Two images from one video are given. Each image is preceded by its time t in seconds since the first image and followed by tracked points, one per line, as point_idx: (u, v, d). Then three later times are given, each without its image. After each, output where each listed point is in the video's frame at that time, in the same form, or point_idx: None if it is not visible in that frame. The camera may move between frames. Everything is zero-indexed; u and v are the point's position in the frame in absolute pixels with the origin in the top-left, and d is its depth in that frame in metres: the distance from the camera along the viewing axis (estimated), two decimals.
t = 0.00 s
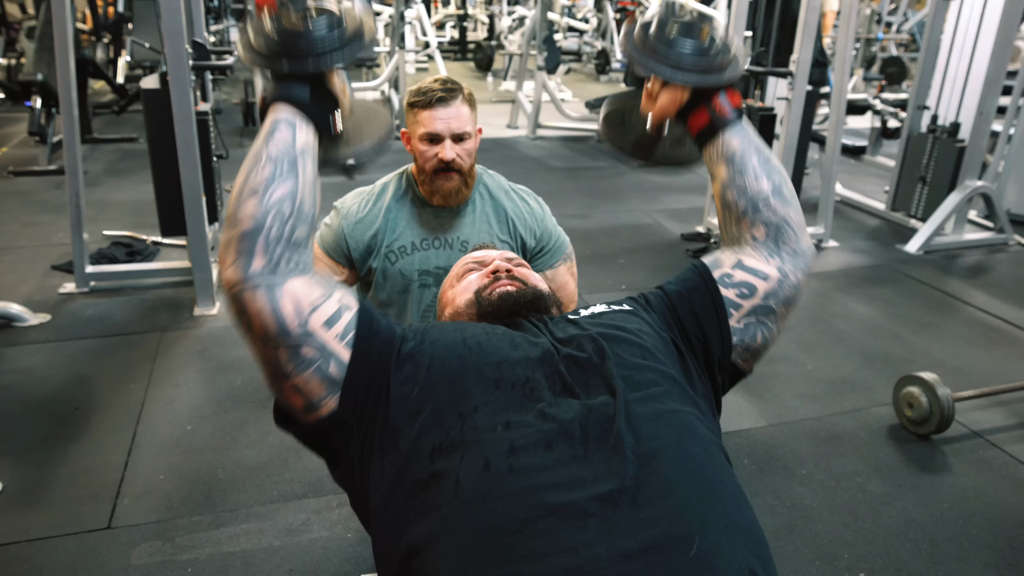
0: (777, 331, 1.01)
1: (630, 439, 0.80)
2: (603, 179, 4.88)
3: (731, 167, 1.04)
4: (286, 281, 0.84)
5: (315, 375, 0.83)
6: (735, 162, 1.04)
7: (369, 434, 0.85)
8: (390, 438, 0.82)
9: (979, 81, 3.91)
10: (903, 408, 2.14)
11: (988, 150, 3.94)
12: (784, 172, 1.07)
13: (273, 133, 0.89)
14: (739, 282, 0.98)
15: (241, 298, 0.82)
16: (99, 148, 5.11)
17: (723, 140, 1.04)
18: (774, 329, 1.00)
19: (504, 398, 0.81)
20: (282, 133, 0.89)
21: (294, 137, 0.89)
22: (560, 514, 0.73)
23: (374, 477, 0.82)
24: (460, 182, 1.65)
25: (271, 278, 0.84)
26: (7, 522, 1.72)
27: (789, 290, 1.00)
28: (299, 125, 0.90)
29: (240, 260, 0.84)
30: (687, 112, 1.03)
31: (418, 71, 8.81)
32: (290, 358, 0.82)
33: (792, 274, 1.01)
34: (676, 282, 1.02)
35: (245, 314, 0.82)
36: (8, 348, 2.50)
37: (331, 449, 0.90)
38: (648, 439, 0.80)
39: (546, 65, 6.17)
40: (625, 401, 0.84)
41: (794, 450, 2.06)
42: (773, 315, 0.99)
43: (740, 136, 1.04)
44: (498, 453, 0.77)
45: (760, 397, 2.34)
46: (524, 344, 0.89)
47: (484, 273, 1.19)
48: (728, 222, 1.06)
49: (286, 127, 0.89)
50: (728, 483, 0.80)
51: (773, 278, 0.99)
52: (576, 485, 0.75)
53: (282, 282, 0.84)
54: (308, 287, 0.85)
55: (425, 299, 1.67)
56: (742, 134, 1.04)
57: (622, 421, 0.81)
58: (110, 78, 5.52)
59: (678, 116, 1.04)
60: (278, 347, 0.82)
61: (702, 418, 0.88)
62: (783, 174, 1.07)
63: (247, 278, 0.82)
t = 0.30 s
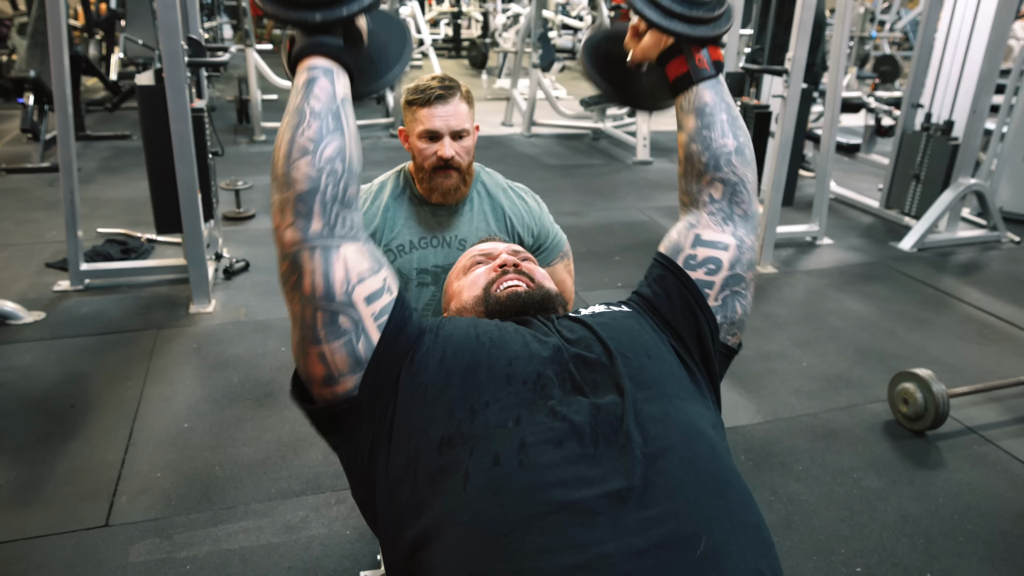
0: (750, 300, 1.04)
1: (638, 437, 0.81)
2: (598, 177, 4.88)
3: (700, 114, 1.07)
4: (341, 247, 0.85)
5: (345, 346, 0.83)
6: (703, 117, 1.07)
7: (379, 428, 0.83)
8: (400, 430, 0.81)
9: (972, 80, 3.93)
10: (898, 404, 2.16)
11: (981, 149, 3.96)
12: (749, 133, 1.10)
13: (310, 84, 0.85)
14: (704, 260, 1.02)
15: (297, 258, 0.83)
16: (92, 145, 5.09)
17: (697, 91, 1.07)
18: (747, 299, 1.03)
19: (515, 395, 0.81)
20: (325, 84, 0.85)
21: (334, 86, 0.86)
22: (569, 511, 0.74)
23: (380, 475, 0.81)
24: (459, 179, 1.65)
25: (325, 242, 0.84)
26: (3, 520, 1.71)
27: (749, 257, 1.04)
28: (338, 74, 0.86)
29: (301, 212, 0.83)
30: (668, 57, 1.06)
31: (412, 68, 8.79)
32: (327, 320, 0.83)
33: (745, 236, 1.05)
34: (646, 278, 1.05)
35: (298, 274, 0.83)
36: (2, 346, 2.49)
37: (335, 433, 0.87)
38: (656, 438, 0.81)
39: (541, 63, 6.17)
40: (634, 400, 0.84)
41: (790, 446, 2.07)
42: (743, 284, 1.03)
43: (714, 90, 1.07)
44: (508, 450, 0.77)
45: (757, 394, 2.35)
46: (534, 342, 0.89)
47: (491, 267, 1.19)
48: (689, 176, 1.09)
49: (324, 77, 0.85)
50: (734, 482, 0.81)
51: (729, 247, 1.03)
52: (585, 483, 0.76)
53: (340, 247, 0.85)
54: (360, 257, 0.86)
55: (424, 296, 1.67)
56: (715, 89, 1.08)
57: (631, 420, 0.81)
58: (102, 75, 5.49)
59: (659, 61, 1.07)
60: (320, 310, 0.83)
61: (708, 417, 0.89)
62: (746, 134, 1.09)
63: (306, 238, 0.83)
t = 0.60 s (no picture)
0: (763, 317, 1.03)
1: (631, 421, 0.81)
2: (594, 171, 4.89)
3: (685, 178, 1.14)
4: (299, 285, 0.89)
5: (327, 376, 0.87)
6: (687, 178, 1.14)
7: (374, 424, 0.86)
8: (400, 423, 0.83)
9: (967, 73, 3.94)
10: (892, 395, 2.18)
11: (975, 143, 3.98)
12: (736, 175, 1.17)
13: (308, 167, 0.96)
14: (718, 271, 1.02)
15: (255, 303, 0.85)
16: (87, 139, 5.07)
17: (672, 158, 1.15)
18: (759, 314, 1.02)
19: (510, 381, 0.83)
20: (318, 168, 0.96)
21: (328, 173, 0.96)
22: (564, 494, 0.74)
23: (381, 466, 0.83)
24: (454, 171, 1.66)
25: (284, 283, 0.88)
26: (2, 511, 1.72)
27: (767, 274, 1.05)
28: (335, 165, 0.97)
29: (252, 266, 0.87)
30: (636, 151, 1.15)
31: (407, 61, 8.77)
32: (302, 358, 0.86)
33: (767, 254, 1.07)
34: (662, 280, 1.05)
35: (257, 320, 0.85)
36: None
37: (337, 443, 0.90)
38: (649, 422, 0.81)
39: (537, 56, 6.16)
40: (627, 386, 0.85)
41: (785, 437, 2.08)
42: (754, 299, 1.02)
43: (686, 152, 1.15)
44: (504, 435, 0.78)
45: (752, 385, 2.37)
46: (527, 332, 0.91)
47: (490, 262, 1.19)
48: (704, 229, 1.13)
49: (321, 164, 0.96)
50: (728, 466, 0.81)
51: (748, 263, 1.04)
52: (581, 467, 0.76)
53: (298, 286, 0.89)
54: (321, 290, 0.90)
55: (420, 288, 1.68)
56: (688, 151, 1.16)
57: (624, 404, 0.82)
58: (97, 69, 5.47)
59: (627, 152, 1.15)
60: (293, 349, 0.86)
61: (701, 403, 0.90)
62: (733, 175, 1.16)
63: (258, 279, 0.86)
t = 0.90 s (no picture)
0: (759, 313, 1.04)
1: (614, 407, 0.83)
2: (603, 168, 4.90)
3: (665, 221, 1.18)
4: (292, 276, 0.94)
5: (321, 359, 0.90)
6: (666, 219, 1.18)
7: (369, 411, 0.89)
8: (393, 410, 0.86)
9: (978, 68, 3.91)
10: (898, 390, 2.18)
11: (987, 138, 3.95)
12: (714, 198, 1.20)
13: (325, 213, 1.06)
14: (712, 267, 1.04)
15: (247, 290, 0.90)
16: (103, 139, 5.14)
17: (646, 209, 1.20)
18: (755, 310, 1.04)
19: (496, 368, 0.85)
20: (334, 217, 1.05)
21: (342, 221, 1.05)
22: (546, 477, 0.76)
23: (375, 451, 0.85)
24: (460, 169, 1.69)
25: (276, 274, 0.93)
26: (20, 501, 1.76)
27: (763, 272, 1.06)
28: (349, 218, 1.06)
29: (247, 260, 0.93)
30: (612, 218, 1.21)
31: (419, 61, 8.82)
32: (294, 341, 0.89)
33: (763, 253, 1.07)
34: (661, 275, 1.07)
35: (249, 307, 0.90)
36: (17, 335, 2.55)
37: (333, 429, 0.93)
38: (631, 408, 0.83)
39: (547, 55, 6.17)
40: (612, 372, 0.87)
41: (790, 432, 2.09)
42: (751, 295, 1.04)
43: (658, 201, 1.21)
44: (489, 420, 0.80)
45: (757, 380, 2.38)
46: (517, 322, 0.93)
47: (489, 257, 1.22)
48: (695, 250, 1.14)
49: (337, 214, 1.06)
50: (709, 450, 0.83)
51: (743, 261, 1.05)
52: (563, 449, 0.79)
53: (290, 276, 0.94)
54: (314, 281, 0.94)
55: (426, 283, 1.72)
56: (659, 200, 1.21)
57: (607, 391, 0.84)
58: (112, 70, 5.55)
59: (604, 223, 1.23)
60: (284, 334, 0.90)
61: (687, 390, 0.91)
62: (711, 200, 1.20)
63: (251, 268, 0.92)
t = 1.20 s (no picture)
0: (751, 315, 1.06)
1: (599, 402, 0.86)
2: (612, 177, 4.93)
3: (663, 222, 1.21)
4: (287, 283, 0.97)
5: (317, 360, 0.93)
6: (663, 220, 1.21)
7: (366, 408, 0.92)
8: (387, 406, 0.89)
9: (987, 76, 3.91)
10: (904, 397, 2.19)
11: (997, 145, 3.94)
12: (712, 202, 1.23)
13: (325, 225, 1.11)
14: (706, 269, 1.07)
15: (243, 299, 0.93)
16: (120, 149, 5.23)
17: (643, 210, 1.24)
18: (747, 311, 1.06)
19: (487, 365, 0.88)
20: (332, 229, 1.09)
21: (341, 234, 1.10)
22: (532, 469, 0.79)
23: (371, 447, 0.89)
24: (464, 179, 1.72)
25: (272, 282, 0.97)
26: (37, 503, 1.81)
27: (756, 275, 1.08)
28: (349, 231, 1.11)
29: (243, 270, 0.97)
30: (608, 216, 1.24)
31: (431, 71, 8.90)
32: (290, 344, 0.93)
33: (757, 257, 1.10)
34: (654, 276, 1.10)
35: (246, 314, 0.93)
36: (35, 341, 2.60)
37: (331, 425, 0.96)
38: (616, 402, 0.86)
39: (558, 65, 6.22)
40: (598, 369, 0.90)
41: (795, 438, 2.11)
42: (743, 297, 1.06)
43: (656, 202, 1.24)
44: (477, 415, 0.83)
45: (763, 387, 2.39)
46: (508, 322, 0.96)
47: (488, 263, 1.25)
48: (690, 252, 1.17)
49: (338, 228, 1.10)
50: (691, 442, 0.85)
51: (737, 264, 1.07)
52: (548, 443, 0.82)
53: (285, 283, 0.97)
54: (308, 286, 0.98)
55: (431, 290, 1.75)
56: (658, 201, 1.25)
57: (592, 386, 0.87)
58: (130, 82, 5.65)
59: (603, 220, 1.25)
60: (280, 338, 0.93)
61: (673, 386, 0.94)
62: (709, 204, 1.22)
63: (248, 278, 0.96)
